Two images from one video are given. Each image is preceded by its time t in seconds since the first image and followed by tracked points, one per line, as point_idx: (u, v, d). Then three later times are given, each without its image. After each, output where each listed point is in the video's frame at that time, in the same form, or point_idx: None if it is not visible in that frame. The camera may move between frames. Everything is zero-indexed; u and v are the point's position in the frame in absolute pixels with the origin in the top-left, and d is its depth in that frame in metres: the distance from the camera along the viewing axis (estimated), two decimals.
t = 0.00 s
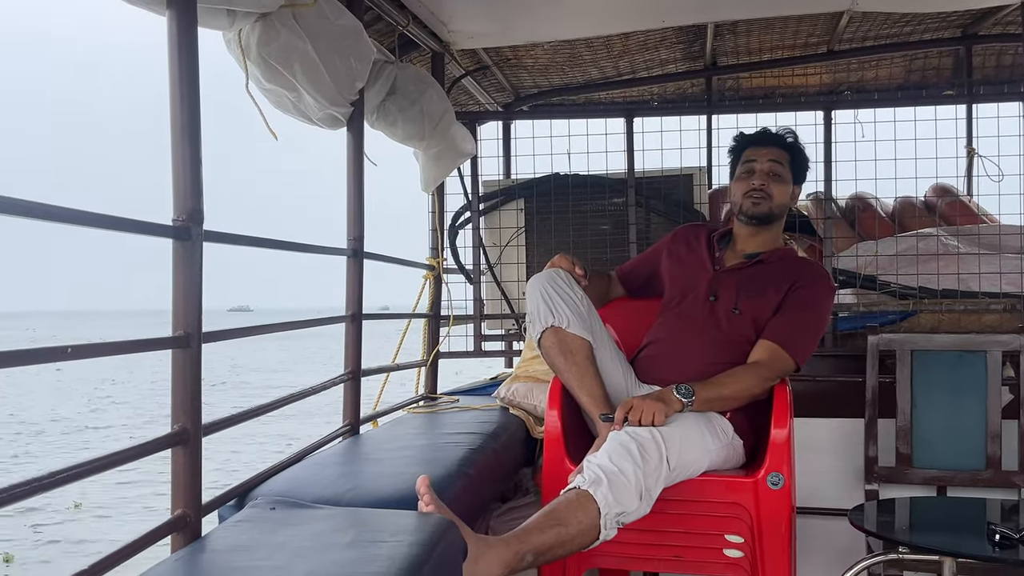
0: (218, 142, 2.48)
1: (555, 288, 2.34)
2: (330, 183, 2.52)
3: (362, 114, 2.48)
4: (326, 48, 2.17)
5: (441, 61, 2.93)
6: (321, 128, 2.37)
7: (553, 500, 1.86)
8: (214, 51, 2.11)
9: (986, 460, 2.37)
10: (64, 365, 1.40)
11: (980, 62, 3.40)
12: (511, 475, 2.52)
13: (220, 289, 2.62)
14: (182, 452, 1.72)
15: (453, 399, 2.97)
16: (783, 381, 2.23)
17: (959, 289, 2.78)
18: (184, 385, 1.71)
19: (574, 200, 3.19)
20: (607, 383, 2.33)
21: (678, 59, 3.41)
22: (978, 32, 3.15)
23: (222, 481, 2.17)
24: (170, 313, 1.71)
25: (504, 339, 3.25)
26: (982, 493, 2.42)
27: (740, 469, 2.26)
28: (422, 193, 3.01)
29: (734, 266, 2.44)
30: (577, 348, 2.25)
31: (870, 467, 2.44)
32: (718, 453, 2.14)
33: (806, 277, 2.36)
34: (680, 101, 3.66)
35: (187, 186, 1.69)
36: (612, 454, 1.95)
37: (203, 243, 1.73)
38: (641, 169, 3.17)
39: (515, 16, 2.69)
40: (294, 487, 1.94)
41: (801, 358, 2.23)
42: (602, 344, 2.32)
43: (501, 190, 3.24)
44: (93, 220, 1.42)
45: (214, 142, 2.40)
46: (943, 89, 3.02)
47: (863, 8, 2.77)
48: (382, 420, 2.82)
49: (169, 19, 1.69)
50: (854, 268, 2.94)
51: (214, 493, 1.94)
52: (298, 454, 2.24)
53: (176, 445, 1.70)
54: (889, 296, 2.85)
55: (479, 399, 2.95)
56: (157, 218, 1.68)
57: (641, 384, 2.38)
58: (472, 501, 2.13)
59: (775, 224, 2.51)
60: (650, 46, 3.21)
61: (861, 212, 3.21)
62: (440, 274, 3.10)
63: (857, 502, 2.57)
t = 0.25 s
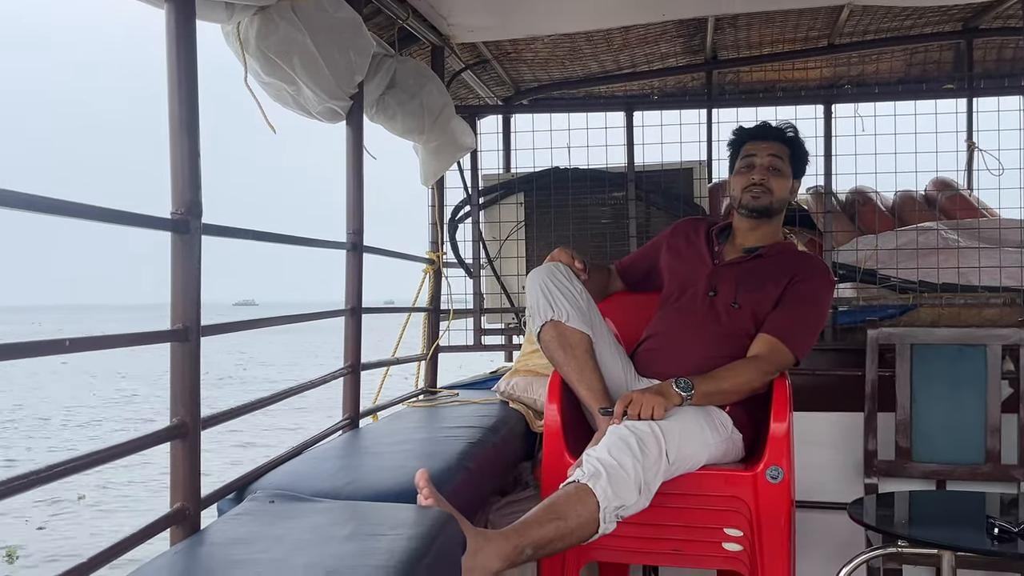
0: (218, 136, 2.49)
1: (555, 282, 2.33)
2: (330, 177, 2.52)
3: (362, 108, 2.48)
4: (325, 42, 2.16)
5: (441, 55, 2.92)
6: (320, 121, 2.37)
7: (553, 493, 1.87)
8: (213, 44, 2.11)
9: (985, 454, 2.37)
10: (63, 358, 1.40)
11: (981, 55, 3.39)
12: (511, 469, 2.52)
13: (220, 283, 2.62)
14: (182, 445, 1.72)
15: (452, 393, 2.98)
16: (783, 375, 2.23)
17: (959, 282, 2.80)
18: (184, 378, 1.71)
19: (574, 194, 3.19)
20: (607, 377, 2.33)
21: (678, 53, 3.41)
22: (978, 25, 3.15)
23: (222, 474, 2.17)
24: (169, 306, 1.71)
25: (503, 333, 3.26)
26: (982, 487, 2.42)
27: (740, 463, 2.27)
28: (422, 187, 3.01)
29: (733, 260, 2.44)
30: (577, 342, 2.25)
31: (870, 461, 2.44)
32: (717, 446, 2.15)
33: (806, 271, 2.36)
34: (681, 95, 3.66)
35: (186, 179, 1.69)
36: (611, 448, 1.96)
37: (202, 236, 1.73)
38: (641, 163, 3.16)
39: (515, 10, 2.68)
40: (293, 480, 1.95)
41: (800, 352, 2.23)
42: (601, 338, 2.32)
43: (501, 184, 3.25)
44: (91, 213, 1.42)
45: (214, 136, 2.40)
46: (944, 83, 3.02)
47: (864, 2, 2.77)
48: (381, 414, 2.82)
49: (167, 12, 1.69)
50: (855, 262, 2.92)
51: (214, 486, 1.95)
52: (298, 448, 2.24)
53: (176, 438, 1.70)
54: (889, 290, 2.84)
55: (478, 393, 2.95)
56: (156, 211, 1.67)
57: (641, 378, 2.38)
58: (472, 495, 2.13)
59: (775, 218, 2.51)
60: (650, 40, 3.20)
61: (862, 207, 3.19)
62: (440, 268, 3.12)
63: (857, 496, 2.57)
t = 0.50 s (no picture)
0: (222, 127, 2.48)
1: (558, 273, 2.33)
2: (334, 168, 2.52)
3: (364, 99, 2.47)
4: (329, 33, 2.15)
5: (443, 46, 2.91)
6: (324, 112, 2.36)
7: (558, 484, 1.86)
8: (217, 33, 2.10)
9: (988, 445, 2.38)
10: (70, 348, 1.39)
11: (983, 47, 3.39)
12: (514, 460, 2.52)
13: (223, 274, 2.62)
14: (189, 435, 1.71)
15: (455, 385, 2.98)
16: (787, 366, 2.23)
17: (961, 273, 2.81)
18: (190, 368, 1.70)
19: (577, 185, 3.20)
20: (611, 368, 2.32)
21: (680, 45, 3.40)
22: (980, 17, 3.15)
23: (227, 465, 2.17)
24: (175, 297, 1.70)
25: (506, 325, 3.26)
26: (984, 478, 2.42)
27: (744, 453, 2.26)
28: (424, 178, 3.01)
29: (737, 251, 2.43)
30: (581, 334, 2.25)
31: (873, 452, 2.45)
32: (721, 437, 2.14)
33: (810, 262, 2.36)
34: (682, 87, 3.66)
35: (192, 169, 1.68)
36: (616, 439, 1.95)
37: (208, 226, 1.72)
38: (644, 155, 3.17)
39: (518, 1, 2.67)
40: (299, 471, 1.94)
41: (804, 343, 2.23)
42: (606, 329, 2.32)
43: (503, 175, 3.24)
44: (98, 202, 1.41)
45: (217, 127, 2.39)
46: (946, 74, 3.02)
47: None
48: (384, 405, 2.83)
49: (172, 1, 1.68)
50: (857, 254, 2.95)
51: (219, 477, 1.94)
52: (302, 439, 2.24)
53: (182, 429, 1.69)
54: (892, 281, 2.86)
55: (481, 385, 2.95)
56: (162, 201, 1.67)
57: (644, 369, 2.38)
58: (477, 486, 2.13)
59: (771, 206, 2.50)
60: (652, 31, 3.20)
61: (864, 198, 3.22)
62: (442, 260, 3.08)
63: (860, 487, 2.57)
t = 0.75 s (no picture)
0: (221, 115, 2.47)
1: (558, 263, 2.32)
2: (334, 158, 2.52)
3: (364, 88, 2.47)
4: (328, 22, 2.14)
5: (443, 36, 2.90)
6: (323, 102, 2.35)
7: (558, 473, 1.86)
8: (216, 21, 2.09)
9: (988, 435, 2.38)
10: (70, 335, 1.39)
11: (983, 38, 3.39)
12: (514, 450, 2.52)
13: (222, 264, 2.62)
14: (189, 424, 1.71)
15: (455, 376, 2.99)
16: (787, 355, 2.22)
17: (962, 264, 2.81)
18: (190, 357, 1.70)
19: (576, 176, 3.19)
20: (611, 358, 2.33)
21: (679, 36, 3.40)
22: (981, 8, 3.14)
23: (227, 455, 2.16)
24: (175, 285, 1.69)
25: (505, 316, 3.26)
26: (984, 468, 2.43)
27: (744, 443, 2.26)
28: (424, 169, 3.01)
29: (737, 242, 2.43)
30: (582, 323, 2.25)
31: (873, 443, 2.45)
32: (722, 427, 2.14)
33: (810, 252, 2.35)
34: (682, 78, 3.66)
35: (192, 156, 1.67)
36: (617, 428, 1.95)
37: (208, 214, 1.72)
38: (644, 146, 3.16)
39: None
40: (299, 460, 1.94)
41: (804, 333, 2.23)
42: (606, 319, 2.32)
43: (502, 166, 3.23)
44: (99, 189, 1.40)
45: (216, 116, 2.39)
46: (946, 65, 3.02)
47: None
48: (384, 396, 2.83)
49: None
50: (857, 244, 2.96)
51: (219, 466, 1.94)
52: (302, 428, 2.24)
53: (183, 417, 1.69)
54: (891, 272, 2.87)
55: (480, 376, 2.95)
56: (162, 189, 1.66)
57: (644, 359, 2.38)
58: (477, 475, 2.13)
59: (762, 195, 2.50)
60: (652, 22, 3.19)
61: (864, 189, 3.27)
62: (442, 251, 3.13)
63: (859, 478, 2.57)
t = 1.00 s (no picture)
0: (219, 103, 2.46)
1: (557, 252, 2.32)
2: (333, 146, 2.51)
3: (362, 77, 2.46)
4: (325, 8, 2.12)
5: (441, 25, 2.89)
6: (321, 91, 2.34)
7: (558, 462, 1.85)
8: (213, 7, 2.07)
9: (987, 424, 2.38)
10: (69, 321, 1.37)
11: (982, 27, 3.39)
12: (514, 440, 2.53)
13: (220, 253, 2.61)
14: (188, 412, 1.70)
15: (453, 366, 2.99)
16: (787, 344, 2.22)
17: (960, 254, 2.82)
18: (189, 344, 1.69)
19: (574, 166, 3.19)
20: (611, 348, 2.32)
21: (678, 25, 3.39)
22: None
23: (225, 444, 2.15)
24: (174, 272, 1.68)
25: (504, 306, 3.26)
26: (983, 457, 2.43)
27: (744, 431, 2.26)
28: (423, 158, 3.01)
29: (737, 230, 2.42)
30: (581, 312, 2.24)
31: (873, 432, 2.45)
32: (721, 415, 2.13)
33: (810, 240, 2.35)
34: (680, 67, 3.65)
35: (191, 142, 1.66)
36: (617, 416, 1.94)
37: (207, 200, 1.70)
38: (643, 135, 3.16)
39: None
40: (299, 448, 1.93)
41: (804, 321, 2.23)
42: (605, 308, 2.31)
43: (501, 156, 3.23)
44: (97, 174, 1.38)
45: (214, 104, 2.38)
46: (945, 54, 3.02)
47: None
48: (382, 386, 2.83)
49: None
50: (856, 234, 2.97)
51: (218, 455, 1.93)
52: (301, 417, 2.23)
53: (182, 405, 1.68)
54: (890, 262, 2.88)
55: (478, 366, 2.95)
56: (160, 175, 1.64)
57: (644, 348, 2.38)
58: (476, 464, 2.13)
59: (758, 185, 2.50)
60: (651, 11, 3.19)
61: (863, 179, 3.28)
62: (440, 240, 3.12)
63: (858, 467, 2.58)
